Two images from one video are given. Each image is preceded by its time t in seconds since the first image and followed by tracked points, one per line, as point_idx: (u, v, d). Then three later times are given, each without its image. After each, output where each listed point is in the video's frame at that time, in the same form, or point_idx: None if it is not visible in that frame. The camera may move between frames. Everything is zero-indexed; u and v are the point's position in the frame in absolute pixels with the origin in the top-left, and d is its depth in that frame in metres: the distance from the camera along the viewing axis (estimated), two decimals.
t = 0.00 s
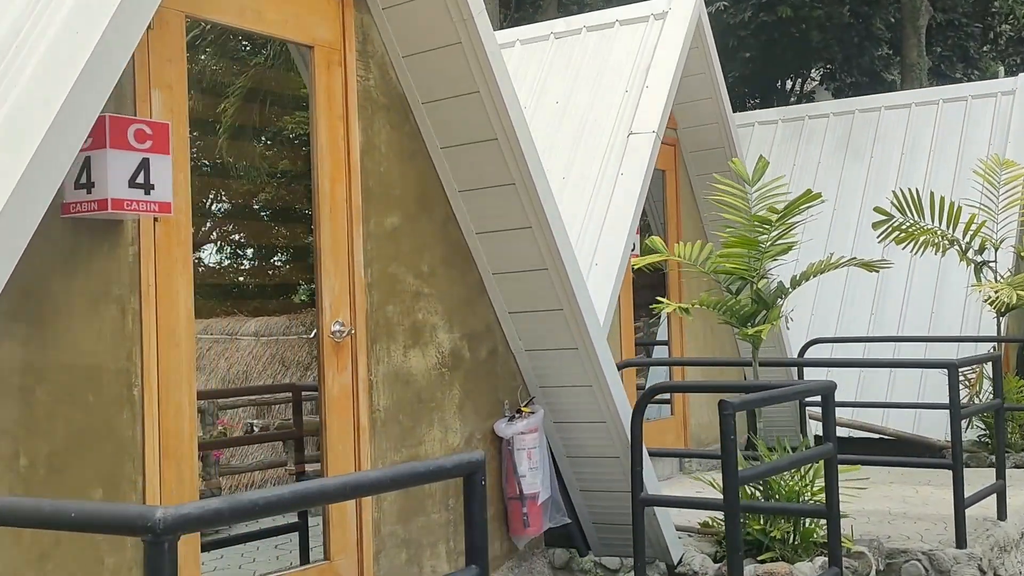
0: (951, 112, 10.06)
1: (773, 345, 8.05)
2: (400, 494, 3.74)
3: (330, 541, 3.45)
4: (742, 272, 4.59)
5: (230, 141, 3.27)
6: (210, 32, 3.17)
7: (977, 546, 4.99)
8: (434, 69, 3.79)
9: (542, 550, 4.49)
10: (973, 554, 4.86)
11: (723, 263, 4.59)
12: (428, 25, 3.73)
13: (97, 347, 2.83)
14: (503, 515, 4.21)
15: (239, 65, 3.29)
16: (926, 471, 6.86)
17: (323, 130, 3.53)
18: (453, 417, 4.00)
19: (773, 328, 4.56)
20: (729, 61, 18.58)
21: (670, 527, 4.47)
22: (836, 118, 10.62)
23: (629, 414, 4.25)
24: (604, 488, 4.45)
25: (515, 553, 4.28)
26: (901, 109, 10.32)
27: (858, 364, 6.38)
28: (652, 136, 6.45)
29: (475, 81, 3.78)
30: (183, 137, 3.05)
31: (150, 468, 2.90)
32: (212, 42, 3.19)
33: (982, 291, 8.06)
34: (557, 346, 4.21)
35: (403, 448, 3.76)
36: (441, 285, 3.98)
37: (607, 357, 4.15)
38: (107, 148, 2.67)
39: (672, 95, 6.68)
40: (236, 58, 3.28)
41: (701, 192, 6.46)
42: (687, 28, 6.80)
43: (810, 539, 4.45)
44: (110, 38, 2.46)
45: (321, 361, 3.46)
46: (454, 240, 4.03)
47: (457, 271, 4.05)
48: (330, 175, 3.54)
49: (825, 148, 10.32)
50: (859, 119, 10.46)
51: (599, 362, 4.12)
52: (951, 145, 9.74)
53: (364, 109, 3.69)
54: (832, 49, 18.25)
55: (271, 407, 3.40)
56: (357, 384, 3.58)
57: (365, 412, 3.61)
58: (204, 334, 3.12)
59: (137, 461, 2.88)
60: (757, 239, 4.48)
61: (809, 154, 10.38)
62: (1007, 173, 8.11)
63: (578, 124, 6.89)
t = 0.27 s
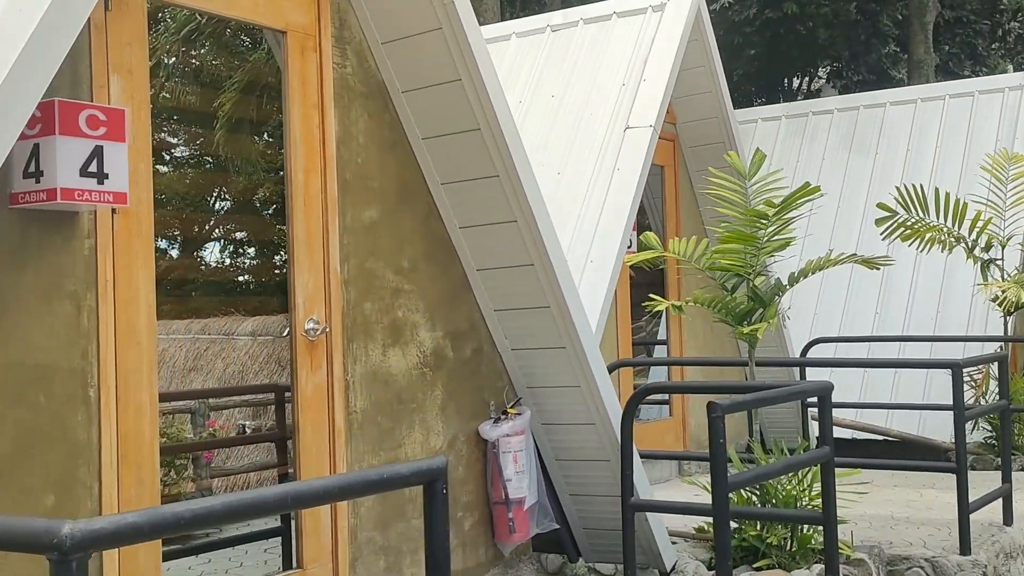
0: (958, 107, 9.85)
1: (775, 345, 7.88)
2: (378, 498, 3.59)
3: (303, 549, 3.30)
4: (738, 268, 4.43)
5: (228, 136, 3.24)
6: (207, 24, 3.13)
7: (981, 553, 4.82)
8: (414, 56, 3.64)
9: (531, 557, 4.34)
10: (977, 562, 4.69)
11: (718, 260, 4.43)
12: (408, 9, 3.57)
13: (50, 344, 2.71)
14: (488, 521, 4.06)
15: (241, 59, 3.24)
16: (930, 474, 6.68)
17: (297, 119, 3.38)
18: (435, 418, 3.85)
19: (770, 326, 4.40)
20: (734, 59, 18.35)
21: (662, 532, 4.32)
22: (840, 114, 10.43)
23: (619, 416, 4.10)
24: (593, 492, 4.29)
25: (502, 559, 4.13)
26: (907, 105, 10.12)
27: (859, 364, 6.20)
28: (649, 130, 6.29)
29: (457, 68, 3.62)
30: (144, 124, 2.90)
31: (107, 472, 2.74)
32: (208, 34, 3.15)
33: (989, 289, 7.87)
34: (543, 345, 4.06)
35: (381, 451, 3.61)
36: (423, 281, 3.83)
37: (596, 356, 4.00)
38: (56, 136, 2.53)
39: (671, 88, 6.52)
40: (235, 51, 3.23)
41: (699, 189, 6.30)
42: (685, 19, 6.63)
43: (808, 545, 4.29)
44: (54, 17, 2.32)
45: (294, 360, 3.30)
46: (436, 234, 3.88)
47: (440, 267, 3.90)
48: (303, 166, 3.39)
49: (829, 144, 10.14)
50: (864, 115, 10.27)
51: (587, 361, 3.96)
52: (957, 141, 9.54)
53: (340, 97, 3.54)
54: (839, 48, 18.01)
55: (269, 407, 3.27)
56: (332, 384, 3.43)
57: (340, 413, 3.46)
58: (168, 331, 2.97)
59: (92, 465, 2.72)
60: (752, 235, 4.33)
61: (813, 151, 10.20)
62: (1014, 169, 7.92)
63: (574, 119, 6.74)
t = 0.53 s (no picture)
0: (954, 101, 9.67)
1: (768, 343, 7.73)
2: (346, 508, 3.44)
3: (265, 561, 3.16)
4: (723, 266, 4.27)
5: (214, 131, 3.25)
6: (193, 16, 3.08)
7: (975, 559, 4.67)
8: (382, 45, 3.48)
9: (509, 565, 4.19)
10: (971, 569, 4.54)
11: (703, 258, 4.27)
12: None
13: None
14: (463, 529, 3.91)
15: (230, 52, 3.19)
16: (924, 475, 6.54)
17: (257, 110, 3.22)
18: (406, 423, 3.69)
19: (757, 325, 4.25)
20: (731, 53, 18.13)
21: (644, 540, 4.17)
22: (835, 108, 10.28)
23: (599, 419, 3.95)
24: (573, 498, 4.14)
25: (478, 568, 3.98)
26: (903, 98, 9.95)
27: (851, 364, 6.05)
28: (637, 124, 6.13)
29: (426, 57, 3.46)
30: (91, 116, 2.75)
31: (49, 483, 2.59)
32: (194, 25, 3.11)
33: (985, 286, 7.72)
34: (520, 345, 3.91)
35: (349, 459, 3.46)
36: (393, 281, 3.67)
37: (574, 357, 3.86)
38: None
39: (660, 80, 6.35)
40: (224, 46, 3.18)
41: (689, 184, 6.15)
42: (674, 10, 6.47)
43: (795, 553, 4.15)
44: None
45: (255, 364, 3.15)
46: (407, 231, 3.73)
47: (412, 266, 3.75)
48: (264, 160, 3.23)
49: (824, 139, 9.98)
50: (859, 109, 10.10)
51: (565, 362, 3.82)
52: (954, 134, 9.38)
53: (305, 87, 3.38)
54: (838, 43, 17.90)
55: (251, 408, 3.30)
56: (296, 388, 3.28)
57: (304, 418, 3.32)
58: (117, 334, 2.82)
59: (32, 477, 2.57)
60: (737, 232, 4.17)
61: (808, 146, 10.05)
62: (1011, 163, 7.76)
63: (562, 111, 6.58)
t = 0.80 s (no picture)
0: (960, 93, 9.45)
1: (768, 342, 7.56)
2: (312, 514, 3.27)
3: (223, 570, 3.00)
4: (713, 261, 4.10)
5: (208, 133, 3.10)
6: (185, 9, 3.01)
7: (976, 566, 4.49)
8: (350, 29, 3.31)
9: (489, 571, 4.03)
10: None
11: (691, 252, 4.10)
12: None
13: None
14: (440, 535, 3.75)
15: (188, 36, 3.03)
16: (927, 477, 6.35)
17: (216, 96, 3.06)
18: (378, 425, 3.53)
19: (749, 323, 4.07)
20: (737, 49, 17.91)
21: (630, 546, 4.01)
22: (839, 103, 10.05)
23: (581, 421, 3.79)
24: (555, 501, 3.98)
25: None
26: (908, 92, 9.74)
27: (851, 363, 5.87)
28: (630, 116, 5.97)
29: (396, 42, 3.29)
30: (30, 99, 2.58)
31: None
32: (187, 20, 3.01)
33: (991, 283, 7.52)
34: (498, 345, 3.74)
35: (316, 462, 3.30)
36: (364, 277, 3.51)
37: (554, 356, 3.70)
38: None
39: (655, 73, 6.20)
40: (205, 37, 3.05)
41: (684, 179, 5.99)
42: None
43: (787, 561, 3.98)
44: None
45: (213, 364, 2.99)
46: (378, 225, 3.56)
47: (384, 261, 3.59)
48: (223, 149, 3.06)
49: (828, 134, 9.79)
50: (863, 103, 9.89)
51: (545, 361, 3.66)
52: (961, 128, 9.15)
53: (268, 73, 3.22)
54: (845, 38, 17.48)
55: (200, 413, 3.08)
56: (257, 388, 3.12)
57: (267, 420, 3.15)
58: (58, 331, 2.66)
59: None
60: (727, 225, 4.00)
61: (811, 141, 9.84)
62: (1018, 157, 7.56)
63: (554, 104, 6.41)
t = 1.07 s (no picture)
0: (979, 92, 9.14)
1: (778, 345, 7.38)
2: (285, 523, 3.14)
3: None
4: (710, 261, 3.95)
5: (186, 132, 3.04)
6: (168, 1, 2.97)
7: None
8: (328, 18, 3.17)
9: None
10: None
11: (688, 252, 3.95)
12: None
13: None
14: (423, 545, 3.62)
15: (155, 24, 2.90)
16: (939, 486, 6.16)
17: (184, 86, 2.92)
18: (358, 431, 3.40)
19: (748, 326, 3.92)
20: (757, 49, 17.63)
21: (622, 558, 3.87)
22: (855, 101, 9.82)
23: (571, 427, 3.64)
24: (545, 511, 3.83)
25: None
26: (925, 91, 9.48)
27: (859, 368, 5.68)
28: (633, 113, 5.83)
29: (374, 31, 3.15)
30: None
31: None
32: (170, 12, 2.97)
33: (1007, 286, 7.30)
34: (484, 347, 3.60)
35: (289, 470, 3.17)
36: (343, 277, 3.38)
37: (542, 359, 3.56)
38: None
39: (660, 71, 6.06)
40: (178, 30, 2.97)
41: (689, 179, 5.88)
42: None
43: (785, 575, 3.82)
44: None
45: (178, 367, 2.86)
46: (358, 222, 3.43)
47: (364, 260, 3.46)
48: (191, 143, 2.92)
49: (843, 132, 9.57)
50: (878, 103, 9.65)
51: (532, 364, 3.53)
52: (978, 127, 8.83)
53: (240, 63, 3.09)
54: (864, 37, 17.02)
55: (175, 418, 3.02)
56: (226, 392, 2.98)
57: (237, 425, 3.02)
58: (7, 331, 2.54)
59: None
60: (725, 224, 3.85)
61: (826, 140, 9.61)
62: None
63: (557, 101, 6.27)
